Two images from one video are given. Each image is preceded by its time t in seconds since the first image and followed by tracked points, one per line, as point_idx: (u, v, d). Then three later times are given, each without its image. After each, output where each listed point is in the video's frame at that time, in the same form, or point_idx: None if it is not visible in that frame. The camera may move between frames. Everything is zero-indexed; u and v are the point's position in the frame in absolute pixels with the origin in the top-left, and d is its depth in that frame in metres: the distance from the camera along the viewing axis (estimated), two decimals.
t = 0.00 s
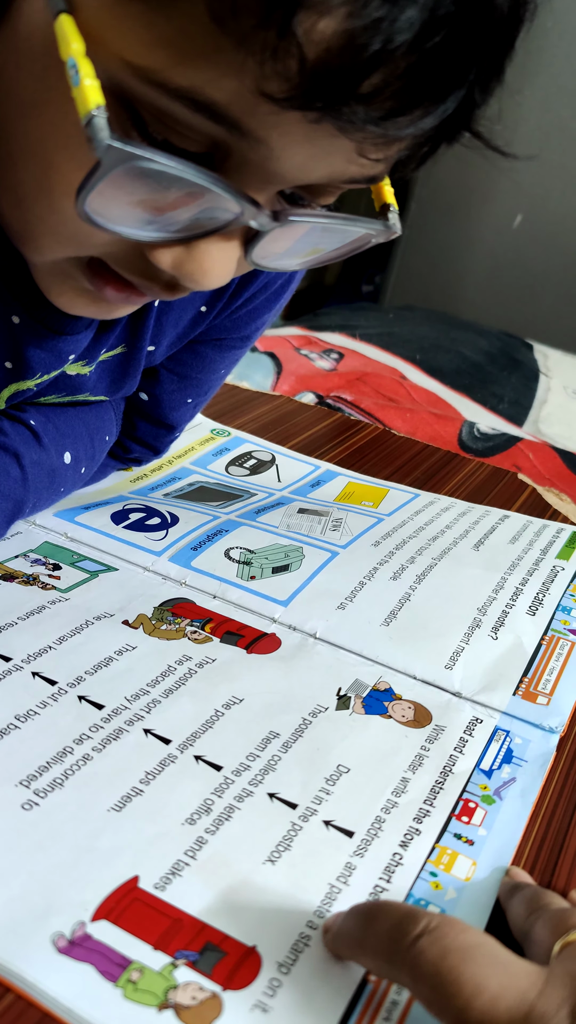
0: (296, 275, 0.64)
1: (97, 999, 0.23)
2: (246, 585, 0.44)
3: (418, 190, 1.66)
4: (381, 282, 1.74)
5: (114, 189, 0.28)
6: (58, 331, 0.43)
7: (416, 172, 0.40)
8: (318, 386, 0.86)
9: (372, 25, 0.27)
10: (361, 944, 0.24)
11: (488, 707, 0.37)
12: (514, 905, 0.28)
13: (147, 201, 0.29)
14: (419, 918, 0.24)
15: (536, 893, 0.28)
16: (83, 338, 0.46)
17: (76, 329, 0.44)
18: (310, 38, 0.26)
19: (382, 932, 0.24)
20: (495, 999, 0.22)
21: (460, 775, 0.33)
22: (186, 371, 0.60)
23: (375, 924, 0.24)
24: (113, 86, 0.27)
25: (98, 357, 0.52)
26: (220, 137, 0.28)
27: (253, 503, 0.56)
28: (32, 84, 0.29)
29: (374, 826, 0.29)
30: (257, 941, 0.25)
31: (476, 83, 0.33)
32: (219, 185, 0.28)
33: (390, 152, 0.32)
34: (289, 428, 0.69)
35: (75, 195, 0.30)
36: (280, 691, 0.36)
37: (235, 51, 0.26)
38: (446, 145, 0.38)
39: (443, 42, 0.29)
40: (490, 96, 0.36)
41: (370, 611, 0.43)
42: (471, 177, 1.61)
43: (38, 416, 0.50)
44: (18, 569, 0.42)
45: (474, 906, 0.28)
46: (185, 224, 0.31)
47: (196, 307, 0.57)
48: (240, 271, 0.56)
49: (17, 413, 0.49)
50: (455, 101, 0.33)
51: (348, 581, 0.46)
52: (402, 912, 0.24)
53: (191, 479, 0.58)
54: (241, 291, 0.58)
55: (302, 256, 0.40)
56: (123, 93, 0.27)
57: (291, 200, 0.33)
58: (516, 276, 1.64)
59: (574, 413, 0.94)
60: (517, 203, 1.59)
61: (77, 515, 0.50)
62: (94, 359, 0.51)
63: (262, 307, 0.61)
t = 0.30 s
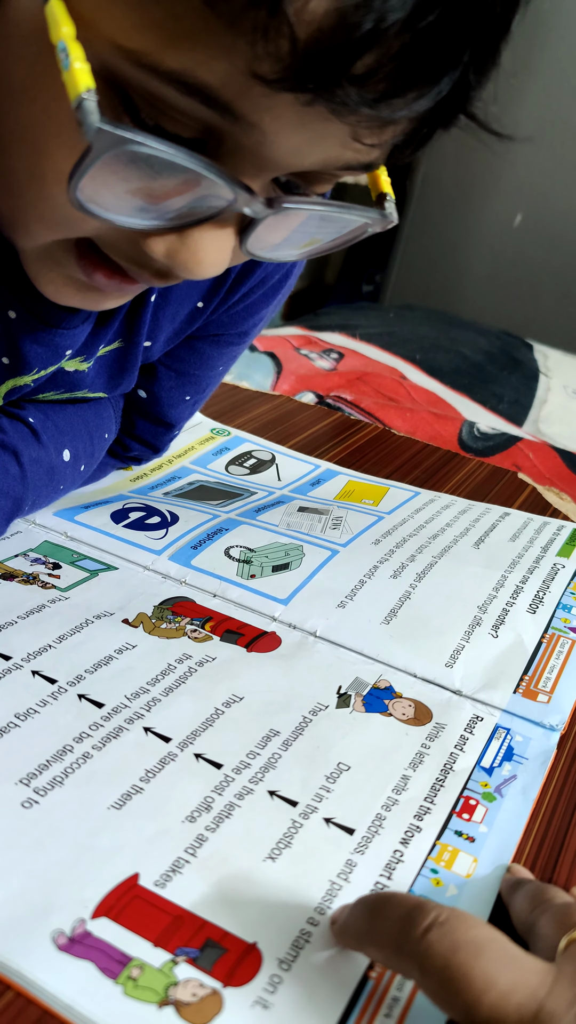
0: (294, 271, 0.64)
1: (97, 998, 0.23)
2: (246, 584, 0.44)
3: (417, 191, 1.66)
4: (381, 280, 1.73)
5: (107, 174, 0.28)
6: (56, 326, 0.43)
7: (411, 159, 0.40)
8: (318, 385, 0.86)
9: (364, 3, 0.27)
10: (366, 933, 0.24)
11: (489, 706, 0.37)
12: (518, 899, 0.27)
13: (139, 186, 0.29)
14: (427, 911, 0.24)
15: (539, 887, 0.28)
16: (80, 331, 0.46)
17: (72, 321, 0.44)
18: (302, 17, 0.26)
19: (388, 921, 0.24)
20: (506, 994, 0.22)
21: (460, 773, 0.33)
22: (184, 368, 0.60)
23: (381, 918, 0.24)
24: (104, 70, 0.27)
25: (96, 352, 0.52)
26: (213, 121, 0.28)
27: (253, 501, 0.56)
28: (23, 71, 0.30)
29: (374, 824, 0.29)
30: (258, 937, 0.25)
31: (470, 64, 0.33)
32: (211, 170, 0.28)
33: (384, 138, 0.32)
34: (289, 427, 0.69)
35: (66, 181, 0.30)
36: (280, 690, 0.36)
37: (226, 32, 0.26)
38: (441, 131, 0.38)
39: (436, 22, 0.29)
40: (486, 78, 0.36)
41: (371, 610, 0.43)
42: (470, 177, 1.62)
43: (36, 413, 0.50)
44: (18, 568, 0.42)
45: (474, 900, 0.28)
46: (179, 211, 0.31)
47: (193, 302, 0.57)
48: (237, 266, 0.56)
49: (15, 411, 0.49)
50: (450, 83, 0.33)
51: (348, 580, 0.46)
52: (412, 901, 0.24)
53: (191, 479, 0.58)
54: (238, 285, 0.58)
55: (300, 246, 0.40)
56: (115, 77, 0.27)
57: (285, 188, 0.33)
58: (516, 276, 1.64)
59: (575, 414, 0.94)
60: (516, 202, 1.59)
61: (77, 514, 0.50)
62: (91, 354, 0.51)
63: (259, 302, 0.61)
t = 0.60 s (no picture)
0: (294, 272, 0.64)
1: (96, 996, 0.23)
2: (245, 583, 0.44)
3: (416, 192, 1.66)
4: (381, 282, 1.77)
5: (106, 175, 0.28)
6: (55, 327, 0.43)
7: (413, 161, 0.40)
8: (317, 385, 0.86)
9: (363, 4, 0.26)
10: (355, 966, 0.23)
11: (488, 704, 0.37)
12: (512, 920, 0.27)
13: (139, 189, 0.29)
14: (415, 947, 0.23)
15: (534, 908, 0.27)
16: (79, 334, 0.46)
17: (72, 324, 0.44)
18: (301, 18, 0.26)
19: (384, 947, 0.23)
20: None
21: (460, 771, 0.32)
22: (183, 370, 0.60)
23: (373, 949, 0.23)
24: (102, 72, 0.27)
25: (95, 354, 0.52)
26: (213, 124, 0.28)
27: (252, 501, 0.56)
28: (24, 72, 0.29)
29: (374, 822, 0.29)
30: (257, 937, 0.25)
31: (471, 67, 0.33)
32: (211, 172, 0.28)
33: (384, 139, 0.32)
34: (288, 427, 0.68)
35: (66, 182, 0.30)
36: (279, 689, 0.36)
37: (225, 33, 0.26)
38: (443, 133, 0.38)
39: (437, 23, 0.29)
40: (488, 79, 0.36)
41: (370, 609, 0.43)
42: (470, 178, 1.62)
43: (35, 414, 0.50)
44: (16, 568, 0.42)
45: (475, 897, 0.28)
46: (178, 214, 0.30)
47: (192, 305, 0.57)
48: (237, 269, 0.56)
49: (14, 411, 0.49)
50: (451, 85, 0.33)
51: (347, 579, 0.46)
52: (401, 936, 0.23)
53: (189, 479, 0.58)
54: (238, 288, 0.58)
55: (300, 249, 0.40)
56: (113, 79, 0.27)
57: (286, 190, 0.33)
58: (515, 277, 1.64)
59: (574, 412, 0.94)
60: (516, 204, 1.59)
61: (75, 514, 0.50)
62: (91, 356, 0.51)
63: (258, 304, 0.61)
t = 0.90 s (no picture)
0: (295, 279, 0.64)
1: (97, 999, 0.23)
2: (245, 585, 0.45)
3: (416, 192, 1.66)
4: (380, 282, 1.75)
5: (108, 189, 0.28)
6: (57, 333, 0.43)
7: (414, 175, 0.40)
8: (317, 386, 0.86)
9: (367, 22, 0.27)
10: (353, 973, 0.23)
11: (488, 708, 0.37)
12: (510, 925, 0.27)
13: (142, 203, 0.29)
14: (410, 954, 0.23)
15: (532, 913, 0.27)
16: (82, 342, 0.46)
17: (75, 333, 0.44)
18: (304, 36, 0.26)
19: (380, 953, 0.23)
20: None
21: (459, 775, 0.33)
22: (184, 376, 0.60)
23: (369, 954, 0.23)
24: (106, 85, 0.27)
25: (97, 361, 0.52)
26: (216, 139, 0.28)
27: (253, 504, 0.56)
28: (28, 83, 0.30)
29: (373, 826, 0.29)
30: (257, 942, 0.25)
31: (474, 85, 0.33)
32: (214, 186, 0.28)
33: (386, 153, 0.32)
34: (289, 429, 0.69)
35: (69, 194, 0.30)
36: (279, 691, 0.36)
37: (228, 49, 0.26)
38: (445, 148, 0.38)
39: (440, 41, 0.29)
40: (490, 95, 0.36)
41: (370, 612, 0.43)
42: (470, 179, 1.62)
43: (37, 417, 0.50)
44: (18, 571, 0.42)
45: (473, 904, 0.28)
46: (180, 227, 0.31)
47: (194, 311, 0.57)
48: (240, 278, 0.56)
49: (16, 415, 0.49)
50: (453, 102, 0.33)
51: (347, 582, 0.46)
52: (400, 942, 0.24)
53: (190, 479, 0.58)
54: (240, 296, 0.58)
55: (302, 260, 0.40)
56: (117, 92, 0.27)
57: (288, 202, 0.33)
58: (515, 277, 1.64)
59: (573, 414, 0.94)
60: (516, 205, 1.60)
61: (76, 516, 0.50)
62: (93, 363, 0.51)
63: (260, 312, 0.61)
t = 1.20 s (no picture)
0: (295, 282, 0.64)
1: (96, 999, 0.23)
2: (244, 585, 0.45)
3: (417, 192, 1.66)
4: (380, 282, 1.74)
5: (106, 194, 0.28)
6: (57, 336, 0.43)
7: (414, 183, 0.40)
8: (317, 387, 0.86)
9: (365, 31, 0.27)
10: (353, 973, 0.23)
11: (488, 708, 0.37)
12: (509, 927, 0.27)
13: (141, 209, 0.29)
14: (410, 954, 0.23)
15: (531, 914, 0.27)
16: (81, 344, 0.46)
17: (75, 333, 0.44)
18: (302, 45, 0.26)
19: (380, 954, 0.23)
20: None
21: (459, 776, 0.33)
22: (184, 377, 0.60)
23: (368, 955, 0.23)
24: (105, 90, 0.27)
25: (97, 363, 0.52)
26: (214, 144, 0.28)
27: (253, 505, 0.56)
28: (27, 88, 0.30)
29: (373, 827, 0.29)
30: (257, 942, 0.25)
31: (473, 93, 0.33)
32: (213, 192, 0.28)
33: (384, 161, 0.32)
34: (289, 429, 0.69)
35: (67, 198, 0.30)
36: (279, 692, 0.36)
37: (226, 56, 0.26)
38: (444, 155, 0.38)
39: (438, 51, 0.29)
40: (489, 103, 0.36)
41: (370, 612, 0.43)
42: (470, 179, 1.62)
43: (37, 418, 0.50)
44: (17, 571, 0.42)
45: (473, 905, 0.28)
46: (178, 231, 0.31)
47: (194, 313, 0.57)
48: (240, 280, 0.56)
49: (16, 416, 0.49)
50: (452, 111, 0.33)
51: (347, 582, 0.46)
52: (400, 943, 0.24)
53: (190, 479, 0.58)
54: (240, 298, 0.58)
55: (302, 265, 0.40)
56: (116, 97, 0.27)
57: (287, 209, 0.33)
58: (515, 277, 1.64)
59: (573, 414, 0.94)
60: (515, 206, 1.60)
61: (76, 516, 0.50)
62: (93, 365, 0.51)
63: (260, 314, 0.61)
